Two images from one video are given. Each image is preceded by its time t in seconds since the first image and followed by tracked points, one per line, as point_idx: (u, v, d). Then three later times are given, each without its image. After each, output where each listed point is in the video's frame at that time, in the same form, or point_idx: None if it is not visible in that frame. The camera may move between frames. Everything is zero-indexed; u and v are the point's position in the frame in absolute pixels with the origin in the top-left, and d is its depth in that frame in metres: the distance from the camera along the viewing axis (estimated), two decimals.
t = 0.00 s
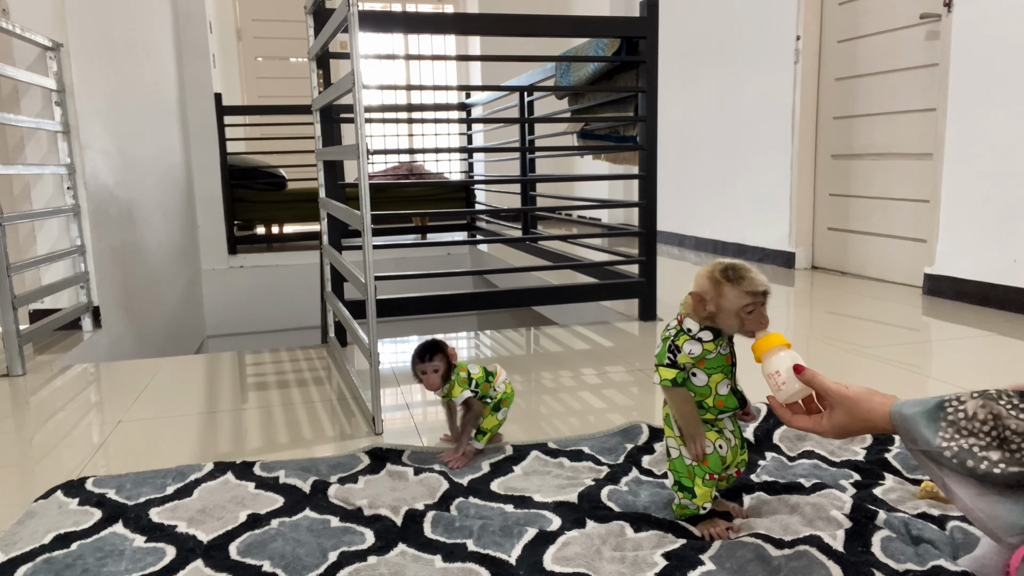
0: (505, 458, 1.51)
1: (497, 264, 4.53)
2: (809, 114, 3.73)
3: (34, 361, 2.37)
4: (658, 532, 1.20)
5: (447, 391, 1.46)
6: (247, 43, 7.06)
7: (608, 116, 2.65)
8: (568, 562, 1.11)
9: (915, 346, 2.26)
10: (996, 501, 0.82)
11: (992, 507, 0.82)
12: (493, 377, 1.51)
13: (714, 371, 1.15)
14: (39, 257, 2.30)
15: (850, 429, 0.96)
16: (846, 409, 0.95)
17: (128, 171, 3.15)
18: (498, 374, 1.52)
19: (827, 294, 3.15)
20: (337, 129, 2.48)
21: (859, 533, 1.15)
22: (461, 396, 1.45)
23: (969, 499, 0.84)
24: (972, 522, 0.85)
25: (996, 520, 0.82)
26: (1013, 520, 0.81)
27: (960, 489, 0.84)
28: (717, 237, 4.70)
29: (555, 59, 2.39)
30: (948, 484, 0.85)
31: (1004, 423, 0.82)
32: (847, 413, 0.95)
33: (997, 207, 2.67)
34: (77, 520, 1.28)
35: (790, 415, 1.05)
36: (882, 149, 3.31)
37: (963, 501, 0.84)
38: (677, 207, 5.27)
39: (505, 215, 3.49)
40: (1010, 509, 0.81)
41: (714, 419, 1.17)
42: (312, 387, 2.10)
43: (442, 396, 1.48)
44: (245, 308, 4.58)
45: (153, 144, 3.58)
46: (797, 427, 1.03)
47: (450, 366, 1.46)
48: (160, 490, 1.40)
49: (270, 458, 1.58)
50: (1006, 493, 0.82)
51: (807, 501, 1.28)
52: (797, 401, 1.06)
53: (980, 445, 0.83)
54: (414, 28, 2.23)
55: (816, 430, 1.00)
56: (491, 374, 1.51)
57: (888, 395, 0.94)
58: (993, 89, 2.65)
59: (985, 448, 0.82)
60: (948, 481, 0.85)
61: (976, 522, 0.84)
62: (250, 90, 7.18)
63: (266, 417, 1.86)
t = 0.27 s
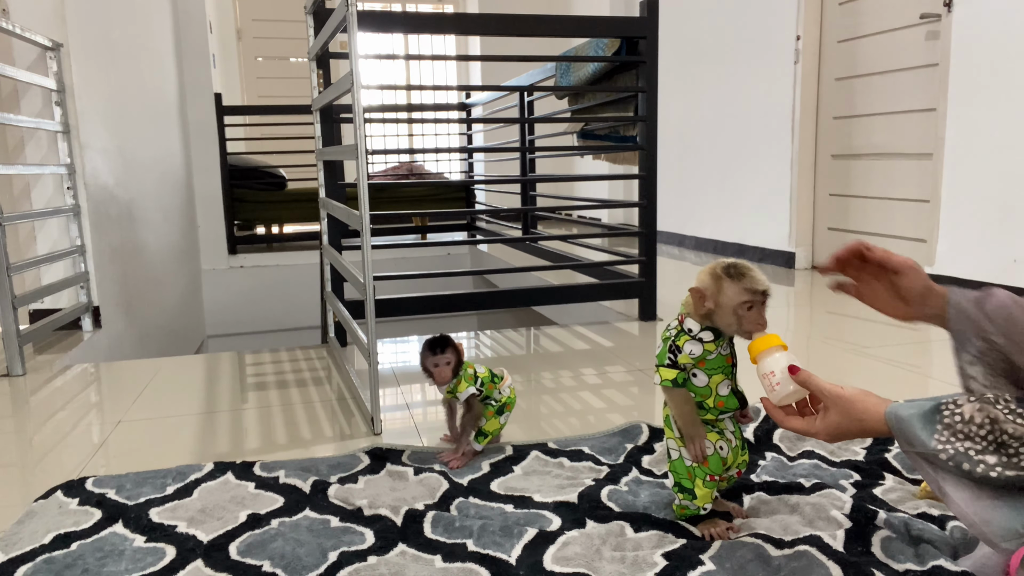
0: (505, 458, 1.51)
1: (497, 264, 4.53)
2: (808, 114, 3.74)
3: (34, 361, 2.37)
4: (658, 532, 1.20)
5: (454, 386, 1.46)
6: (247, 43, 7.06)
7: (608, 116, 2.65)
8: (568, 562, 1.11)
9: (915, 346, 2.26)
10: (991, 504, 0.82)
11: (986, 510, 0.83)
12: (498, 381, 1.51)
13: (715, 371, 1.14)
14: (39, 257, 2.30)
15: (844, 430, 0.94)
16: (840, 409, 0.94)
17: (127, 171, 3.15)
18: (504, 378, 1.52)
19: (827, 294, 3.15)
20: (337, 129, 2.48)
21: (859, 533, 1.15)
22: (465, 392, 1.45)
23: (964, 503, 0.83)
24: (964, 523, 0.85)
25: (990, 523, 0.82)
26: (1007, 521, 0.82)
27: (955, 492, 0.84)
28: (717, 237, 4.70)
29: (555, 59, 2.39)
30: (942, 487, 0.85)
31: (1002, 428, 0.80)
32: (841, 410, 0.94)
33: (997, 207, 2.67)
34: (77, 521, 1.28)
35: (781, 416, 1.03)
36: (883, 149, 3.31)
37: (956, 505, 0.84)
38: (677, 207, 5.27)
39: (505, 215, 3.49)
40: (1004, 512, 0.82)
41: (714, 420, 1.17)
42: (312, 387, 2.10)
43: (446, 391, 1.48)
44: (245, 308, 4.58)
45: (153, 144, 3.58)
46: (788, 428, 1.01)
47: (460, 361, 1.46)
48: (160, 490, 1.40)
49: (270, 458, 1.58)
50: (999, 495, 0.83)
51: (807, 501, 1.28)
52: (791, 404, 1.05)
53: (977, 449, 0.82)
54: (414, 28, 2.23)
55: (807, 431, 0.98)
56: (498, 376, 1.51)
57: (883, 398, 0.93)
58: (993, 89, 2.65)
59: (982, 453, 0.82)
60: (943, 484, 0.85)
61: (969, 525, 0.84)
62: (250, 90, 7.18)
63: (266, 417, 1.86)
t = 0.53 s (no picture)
0: (505, 458, 1.51)
1: (497, 264, 4.54)
2: (808, 114, 3.74)
3: (34, 361, 2.37)
4: (658, 532, 1.20)
5: (461, 385, 1.46)
6: (247, 43, 7.06)
7: (608, 116, 2.65)
8: (568, 562, 1.11)
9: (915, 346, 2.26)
10: (992, 503, 0.82)
11: (987, 510, 0.82)
12: (500, 384, 1.51)
13: (714, 373, 1.14)
14: (39, 257, 2.30)
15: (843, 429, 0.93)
16: (840, 408, 0.93)
17: (127, 171, 3.15)
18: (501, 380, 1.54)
19: (827, 294, 3.15)
20: (337, 129, 2.48)
21: (859, 533, 1.15)
22: (472, 391, 1.45)
23: (964, 501, 0.83)
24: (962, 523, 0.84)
25: (990, 521, 0.82)
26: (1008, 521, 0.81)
27: (956, 490, 0.84)
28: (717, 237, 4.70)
29: (555, 59, 2.39)
30: (943, 486, 0.85)
31: (1004, 427, 0.83)
32: (841, 408, 0.93)
33: (997, 206, 2.66)
34: (76, 521, 1.28)
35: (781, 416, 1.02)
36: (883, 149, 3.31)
37: (957, 503, 0.83)
38: (677, 207, 5.27)
39: (505, 214, 3.49)
40: (1005, 512, 0.82)
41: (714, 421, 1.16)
42: (312, 387, 2.10)
43: (451, 389, 1.48)
44: (245, 308, 4.58)
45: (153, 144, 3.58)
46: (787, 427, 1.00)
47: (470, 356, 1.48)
48: (160, 490, 1.40)
49: (270, 458, 1.58)
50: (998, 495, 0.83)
51: (807, 501, 1.28)
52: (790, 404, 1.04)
53: (977, 447, 0.83)
54: (414, 28, 2.23)
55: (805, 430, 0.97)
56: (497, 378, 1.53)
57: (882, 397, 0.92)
58: (993, 89, 2.65)
59: (982, 451, 0.83)
60: (944, 482, 0.85)
61: (969, 524, 0.83)
62: (250, 90, 7.18)
63: (266, 417, 1.86)
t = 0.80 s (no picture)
0: (505, 458, 1.52)
1: (497, 264, 4.54)
2: (809, 114, 3.73)
3: (34, 361, 2.37)
4: (658, 532, 1.20)
5: (461, 387, 1.45)
6: (247, 43, 7.06)
7: (608, 116, 2.65)
8: (568, 562, 1.11)
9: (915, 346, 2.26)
10: (995, 509, 0.83)
11: (991, 516, 0.82)
12: (496, 384, 1.50)
13: (715, 374, 1.14)
14: (39, 257, 2.30)
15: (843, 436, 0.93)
16: (840, 415, 0.93)
17: (128, 171, 3.15)
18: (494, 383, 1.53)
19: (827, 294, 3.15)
20: (337, 130, 2.48)
21: (860, 533, 1.15)
22: (473, 393, 1.45)
23: (968, 507, 0.83)
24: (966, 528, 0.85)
25: (994, 527, 0.82)
26: (1011, 527, 0.82)
27: (959, 496, 0.84)
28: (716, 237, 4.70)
29: (556, 59, 2.39)
30: (946, 492, 0.85)
31: (1006, 434, 0.82)
32: (841, 416, 0.92)
33: (996, 206, 2.67)
34: (76, 520, 1.28)
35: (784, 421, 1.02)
36: (883, 149, 3.31)
37: (961, 509, 0.84)
38: (677, 207, 5.27)
39: (505, 215, 3.50)
40: (1009, 517, 0.82)
41: (714, 422, 1.17)
42: (312, 387, 2.11)
43: (451, 391, 1.46)
44: (245, 308, 4.58)
45: (153, 144, 3.58)
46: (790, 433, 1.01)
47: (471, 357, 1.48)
48: (160, 490, 1.40)
49: (270, 458, 1.58)
50: (1003, 500, 0.83)
51: (807, 501, 1.28)
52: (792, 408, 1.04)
53: (980, 454, 0.83)
54: (414, 28, 2.23)
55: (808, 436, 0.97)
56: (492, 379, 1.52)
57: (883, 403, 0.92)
58: (993, 89, 2.65)
59: (985, 457, 0.83)
60: (947, 489, 0.85)
61: (973, 530, 0.83)
62: (250, 90, 7.18)
63: (266, 417, 1.86)
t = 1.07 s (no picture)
0: (505, 458, 1.51)
1: (497, 264, 4.54)
2: (809, 114, 3.73)
3: (34, 361, 2.37)
4: (658, 532, 1.20)
5: (461, 387, 1.46)
6: (247, 43, 7.06)
7: (608, 116, 2.65)
8: (568, 562, 1.11)
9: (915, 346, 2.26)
10: (992, 510, 0.82)
11: (988, 517, 0.82)
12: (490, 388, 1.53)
13: (717, 374, 1.15)
14: (39, 257, 2.30)
15: (842, 436, 0.93)
16: (838, 415, 0.93)
17: (127, 171, 3.15)
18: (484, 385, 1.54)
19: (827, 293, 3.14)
20: (337, 130, 2.48)
21: (859, 533, 1.15)
22: (473, 393, 1.45)
23: (964, 508, 0.83)
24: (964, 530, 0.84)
25: (991, 529, 0.82)
26: (1008, 529, 0.81)
27: (955, 497, 0.84)
28: (716, 237, 4.70)
29: (556, 59, 2.39)
30: (943, 493, 0.85)
31: (1001, 435, 0.82)
32: (840, 416, 0.93)
33: (996, 206, 2.66)
34: (77, 521, 1.28)
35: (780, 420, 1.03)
36: (883, 148, 3.31)
37: (957, 510, 0.83)
38: (677, 207, 5.27)
39: (505, 215, 3.49)
40: (1006, 519, 0.81)
41: (715, 422, 1.16)
42: (312, 387, 2.11)
43: (450, 392, 1.46)
44: (245, 308, 4.58)
45: (153, 144, 3.58)
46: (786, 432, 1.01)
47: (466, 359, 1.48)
48: (160, 489, 1.39)
49: (270, 458, 1.58)
50: (1001, 502, 0.82)
51: (807, 501, 1.28)
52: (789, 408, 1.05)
53: (975, 455, 0.83)
54: (414, 28, 2.23)
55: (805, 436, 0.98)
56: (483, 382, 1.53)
57: (881, 404, 0.92)
58: (993, 89, 2.65)
59: (981, 459, 0.83)
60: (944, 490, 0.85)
61: (970, 532, 0.83)
62: (250, 90, 7.18)
63: (267, 417, 1.86)
